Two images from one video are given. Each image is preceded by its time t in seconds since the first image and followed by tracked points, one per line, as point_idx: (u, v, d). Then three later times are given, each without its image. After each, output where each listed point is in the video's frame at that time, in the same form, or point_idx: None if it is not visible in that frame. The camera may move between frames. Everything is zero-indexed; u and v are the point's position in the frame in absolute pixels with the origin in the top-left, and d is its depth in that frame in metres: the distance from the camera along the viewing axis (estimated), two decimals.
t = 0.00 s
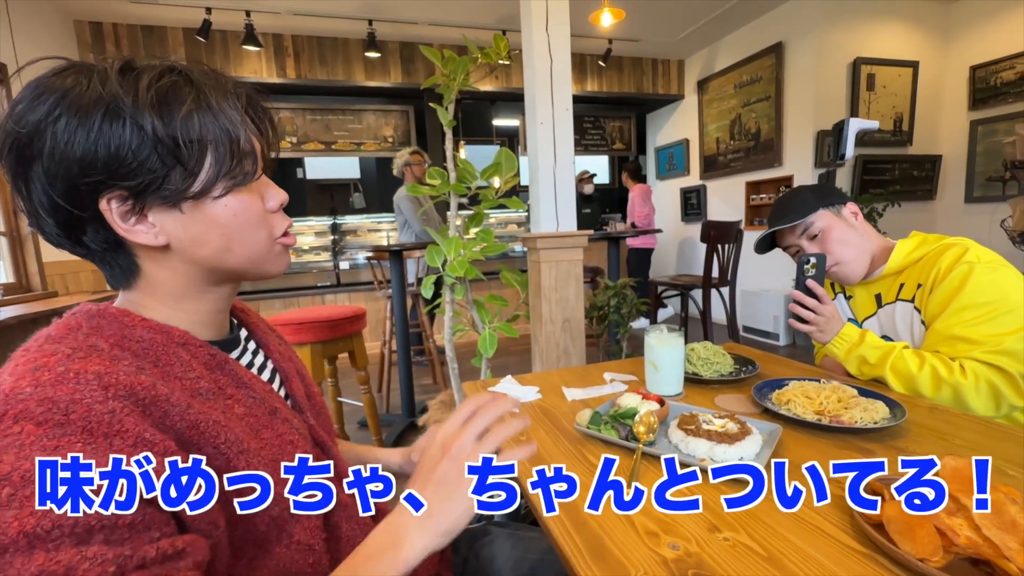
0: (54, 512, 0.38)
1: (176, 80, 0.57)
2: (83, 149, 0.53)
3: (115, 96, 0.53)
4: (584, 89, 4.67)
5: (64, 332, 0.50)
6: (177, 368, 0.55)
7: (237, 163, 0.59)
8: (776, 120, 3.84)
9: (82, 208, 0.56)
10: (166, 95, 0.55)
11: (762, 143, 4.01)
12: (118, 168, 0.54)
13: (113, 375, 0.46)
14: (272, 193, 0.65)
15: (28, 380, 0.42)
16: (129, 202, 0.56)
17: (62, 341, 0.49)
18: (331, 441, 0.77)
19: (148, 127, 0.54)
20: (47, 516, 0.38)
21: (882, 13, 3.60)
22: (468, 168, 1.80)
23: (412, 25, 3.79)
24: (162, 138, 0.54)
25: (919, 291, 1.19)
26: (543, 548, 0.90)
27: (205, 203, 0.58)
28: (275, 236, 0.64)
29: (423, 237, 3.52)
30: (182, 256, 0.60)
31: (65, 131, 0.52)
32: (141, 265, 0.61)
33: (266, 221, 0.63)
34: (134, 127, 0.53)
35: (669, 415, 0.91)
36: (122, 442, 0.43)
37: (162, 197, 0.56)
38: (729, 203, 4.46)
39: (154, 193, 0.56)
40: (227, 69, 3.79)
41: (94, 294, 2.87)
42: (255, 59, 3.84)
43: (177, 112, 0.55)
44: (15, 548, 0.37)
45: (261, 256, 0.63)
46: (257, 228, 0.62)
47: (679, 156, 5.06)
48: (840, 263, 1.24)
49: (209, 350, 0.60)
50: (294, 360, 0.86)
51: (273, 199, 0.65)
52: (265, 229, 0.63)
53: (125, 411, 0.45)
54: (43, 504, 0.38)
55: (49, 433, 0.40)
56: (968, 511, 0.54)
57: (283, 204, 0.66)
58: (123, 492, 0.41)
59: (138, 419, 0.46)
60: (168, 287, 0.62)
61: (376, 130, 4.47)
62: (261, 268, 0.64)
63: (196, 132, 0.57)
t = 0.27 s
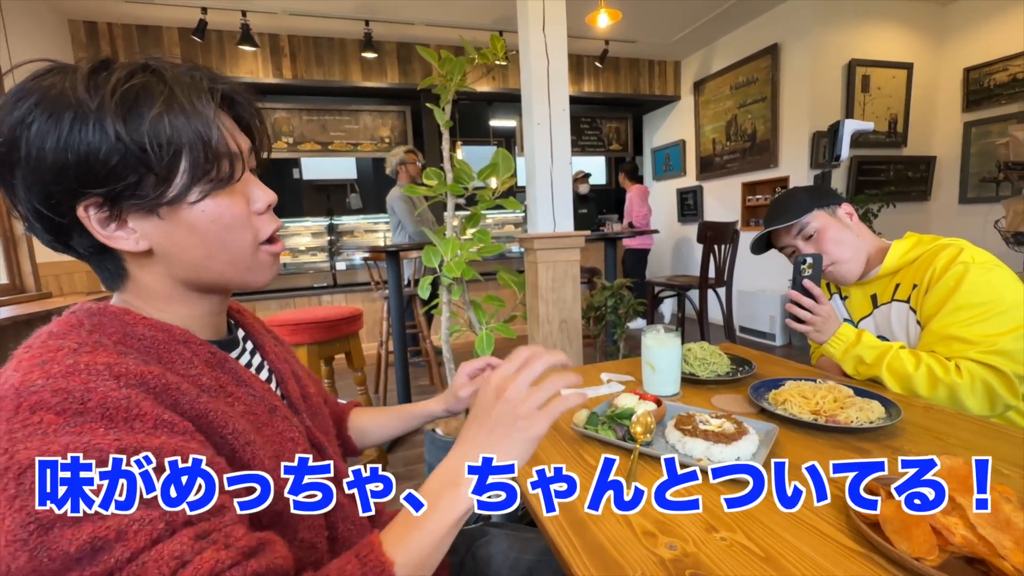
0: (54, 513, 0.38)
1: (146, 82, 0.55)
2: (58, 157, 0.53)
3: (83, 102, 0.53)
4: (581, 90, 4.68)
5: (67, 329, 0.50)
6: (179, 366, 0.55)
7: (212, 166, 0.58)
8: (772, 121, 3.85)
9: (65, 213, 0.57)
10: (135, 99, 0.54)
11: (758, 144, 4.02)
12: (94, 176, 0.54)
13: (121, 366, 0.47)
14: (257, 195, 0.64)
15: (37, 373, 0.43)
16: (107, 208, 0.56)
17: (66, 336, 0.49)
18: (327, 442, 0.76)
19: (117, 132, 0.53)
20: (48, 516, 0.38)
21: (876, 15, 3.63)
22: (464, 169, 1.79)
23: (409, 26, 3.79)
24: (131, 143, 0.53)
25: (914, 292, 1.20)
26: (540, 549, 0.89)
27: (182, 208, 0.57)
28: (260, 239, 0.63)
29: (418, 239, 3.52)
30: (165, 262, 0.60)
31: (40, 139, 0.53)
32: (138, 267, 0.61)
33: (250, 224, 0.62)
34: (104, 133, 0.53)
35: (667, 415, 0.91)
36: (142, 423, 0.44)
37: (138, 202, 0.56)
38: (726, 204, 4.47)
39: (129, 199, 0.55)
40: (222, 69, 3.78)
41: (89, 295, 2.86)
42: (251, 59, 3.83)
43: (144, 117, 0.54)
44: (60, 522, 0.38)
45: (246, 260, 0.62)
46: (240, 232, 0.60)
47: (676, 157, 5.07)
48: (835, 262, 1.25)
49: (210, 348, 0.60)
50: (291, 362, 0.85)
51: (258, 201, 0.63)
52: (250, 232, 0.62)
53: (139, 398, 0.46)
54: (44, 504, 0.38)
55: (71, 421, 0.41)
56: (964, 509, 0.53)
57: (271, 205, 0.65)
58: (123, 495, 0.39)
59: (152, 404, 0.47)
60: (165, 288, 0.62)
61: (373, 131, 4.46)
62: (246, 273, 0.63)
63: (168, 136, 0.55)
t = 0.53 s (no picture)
0: (53, 513, 0.38)
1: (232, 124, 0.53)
2: (109, 167, 0.48)
3: (168, 126, 0.49)
4: (552, 96, 4.73)
5: (9, 344, 0.47)
6: (136, 378, 0.53)
7: (252, 210, 0.56)
8: (736, 130, 3.97)
9: (84, 215, 0.51)
10: (222, 139, 0.51)
11: (723, 152, 4.14)
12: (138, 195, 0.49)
13: (73, 377, 0.45)
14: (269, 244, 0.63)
15: None
16: (129, 225, 0.51)
17: (9, 352, 0.46)
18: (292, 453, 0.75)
19: (191, 167, 0.50)
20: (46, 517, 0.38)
21: (832, 30, 3.79)
22: (436, 173, 1.78)
23: (380, 27, 3.76)
24: (201, 181, 0.50)
25: (873, 295, 1.25)
26: (512, 556, 0.90)
27: (210, 247, 0.54)
28: (258, 283, 0.62)
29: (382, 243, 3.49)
30: (163, 283, 0.56)
31: (105, 146, 0.48)
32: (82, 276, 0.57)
33: (258, 269, 0.60)
34: (178, 165, 0.49)
35: (636, 418, 0.93)
36: (103, 434, 0.43)
37: (173, 232, 0.52)
38: (694, 209, 4.58)
39: (162, 224, 0.51)
40: (184, 67, 3.66)
41: (37, 302, 2.71)
42: (214, 57, 3.72)
43: (225, 159, 0.51)
44: (33, 535, 0.37)
45: (240, 296, 0.60)
46: (247, 276, 0.59)
47: (645, 163, 5.17)
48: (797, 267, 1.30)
49: (169, 359, 0.58)
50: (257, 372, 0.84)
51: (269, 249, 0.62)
52: (254, 275, 0.60)
53: (94, 410, 0.44)
54: (44, 504, 0.38)
55: (21, 439, 0.40)
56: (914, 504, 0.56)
57: (275, 254, 0.64)
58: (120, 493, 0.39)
59: (110, 415, 0.45)
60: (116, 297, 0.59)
61: (342, 133, 4.39)
62: (232, 308, 0.61)
63: (237, 183, 0.53)
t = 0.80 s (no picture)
0: (53, 513, 0.39)
1: (259, 146, 0.53)
2: (143, 194, 0.47)
3: (204, 154, 0.48)
4: (531, 96, 4.74)
5: None
6: (126, 388, 0.52)
7: (276, 232, 0.57)
8: (710, 132, 4.05)
9: (104, 238, 0.49)
10: (255, 164, 0.51)
11: (699, 153, 4.21)
12: (172, 222, 0.48)
13: (71, 387, 0.45)
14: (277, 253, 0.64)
15: None
16: (157, 249, 0.50)
17: None
18: (268, 461, 0.74)
19: (228, 193, 0.50)
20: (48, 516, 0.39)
21: (801, 36, 3.90)
22: (415, 173, 1.77)
23: (356, 25, 3.71)
24: (235, 207, 0.51)
25: (843, 293, 1.29)
26: (492, 556, 0.90)
27: (234, 267, 0.55)
28: (267, 293, 0.63)
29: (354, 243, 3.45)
30: (177, 301, 0.55)
31: (141, 172, 0.46)
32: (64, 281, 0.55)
33: (268, 282, 0.61)
34: (214, 192, 0.49)
35: (616, 416, 0.94)
36: (104, 446, 0.44)
37: (203, 257, 0.52)
38: (670, 210, 4.66)
39: (194, 250, 0.51)
40: (151, 61, 3.55)
41: None
42: (183, 51, 3.62)
43: (259, 184, 0.52)
44: (41, 547, 0.38)
45: (252, 310, 0.62)
46: (261, 289, 0.60)
47: (623, 164, 5.23)
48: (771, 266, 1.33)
49: (158, 367, 0.56)
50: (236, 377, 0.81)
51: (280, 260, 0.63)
52: (267, 286, 0.61)
53: (93, 421, 0.45)
54: (45, 504, 0.39)
55: (25, 450, 0.39)
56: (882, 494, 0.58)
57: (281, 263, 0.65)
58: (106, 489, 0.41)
59: (109, 426, 0.46)
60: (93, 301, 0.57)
61: (317, 131, 4.32)
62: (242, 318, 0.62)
63: (266, 206, 0.53)
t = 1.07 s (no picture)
0: (56, 512, 0.40)
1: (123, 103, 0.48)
2: None
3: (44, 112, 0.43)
4: (499, 95, 4.74)
5: None
6: (64, 396, 0.49)
7: (172, 203, 0.51)
8: (674, 134, 4.15)
9: None
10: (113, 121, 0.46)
11: (663, 155, 4.31)
12: (29, 194, 0.44)
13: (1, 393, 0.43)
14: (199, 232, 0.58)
15: None
16: (27, 229, 0.46)
17: None
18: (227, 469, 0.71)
19: (83, 155, 0.45)
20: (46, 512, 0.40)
21: (759, 43, 4.05)
22: (382, 172, 1.74)
23: (320, 19, 3.63)
24: (95, 170, 0.45)
25: (799, 290, 1.35)
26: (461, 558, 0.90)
27: (123, 243, 0.50)
28: (192, 275, 0.58)
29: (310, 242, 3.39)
30: (78, 290, 0.51)
31: None
32: None
33: (186, 262, 0.56)
34: (64, 154, 0.44)
35: (584, 414, 0.95)
36: (39, 452, 0.42)
37: (75, 232, 0.47)
38: (636, 210, 4.75)
39: (63, 225, 0.46)
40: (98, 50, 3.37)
41: None
42: (133, 40, 3.45)
43: (124, 142, 0.46)
44: None
45: (173, 295, 0.57)
46: (176, 270, 0.55)
47: (590, 165, 5.29)
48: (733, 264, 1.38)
49: (100, 375, 0.54)
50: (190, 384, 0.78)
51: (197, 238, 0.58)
52: (185, 269, 0.56)
53: (24, 428, 0.43)
54: (44, 504, 0.40)
55: None
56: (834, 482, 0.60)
57: (207, 243, 0.60)
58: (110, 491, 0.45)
59: (45, 433, 0.44)
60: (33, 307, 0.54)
61: (279, 127, 4.20)
62: (167, 306, 0.58)
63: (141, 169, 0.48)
